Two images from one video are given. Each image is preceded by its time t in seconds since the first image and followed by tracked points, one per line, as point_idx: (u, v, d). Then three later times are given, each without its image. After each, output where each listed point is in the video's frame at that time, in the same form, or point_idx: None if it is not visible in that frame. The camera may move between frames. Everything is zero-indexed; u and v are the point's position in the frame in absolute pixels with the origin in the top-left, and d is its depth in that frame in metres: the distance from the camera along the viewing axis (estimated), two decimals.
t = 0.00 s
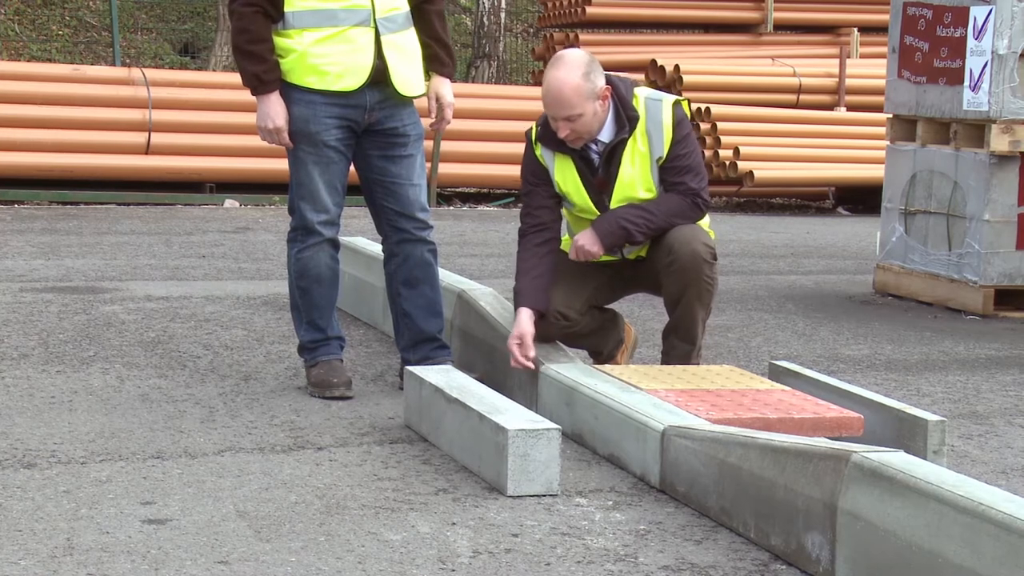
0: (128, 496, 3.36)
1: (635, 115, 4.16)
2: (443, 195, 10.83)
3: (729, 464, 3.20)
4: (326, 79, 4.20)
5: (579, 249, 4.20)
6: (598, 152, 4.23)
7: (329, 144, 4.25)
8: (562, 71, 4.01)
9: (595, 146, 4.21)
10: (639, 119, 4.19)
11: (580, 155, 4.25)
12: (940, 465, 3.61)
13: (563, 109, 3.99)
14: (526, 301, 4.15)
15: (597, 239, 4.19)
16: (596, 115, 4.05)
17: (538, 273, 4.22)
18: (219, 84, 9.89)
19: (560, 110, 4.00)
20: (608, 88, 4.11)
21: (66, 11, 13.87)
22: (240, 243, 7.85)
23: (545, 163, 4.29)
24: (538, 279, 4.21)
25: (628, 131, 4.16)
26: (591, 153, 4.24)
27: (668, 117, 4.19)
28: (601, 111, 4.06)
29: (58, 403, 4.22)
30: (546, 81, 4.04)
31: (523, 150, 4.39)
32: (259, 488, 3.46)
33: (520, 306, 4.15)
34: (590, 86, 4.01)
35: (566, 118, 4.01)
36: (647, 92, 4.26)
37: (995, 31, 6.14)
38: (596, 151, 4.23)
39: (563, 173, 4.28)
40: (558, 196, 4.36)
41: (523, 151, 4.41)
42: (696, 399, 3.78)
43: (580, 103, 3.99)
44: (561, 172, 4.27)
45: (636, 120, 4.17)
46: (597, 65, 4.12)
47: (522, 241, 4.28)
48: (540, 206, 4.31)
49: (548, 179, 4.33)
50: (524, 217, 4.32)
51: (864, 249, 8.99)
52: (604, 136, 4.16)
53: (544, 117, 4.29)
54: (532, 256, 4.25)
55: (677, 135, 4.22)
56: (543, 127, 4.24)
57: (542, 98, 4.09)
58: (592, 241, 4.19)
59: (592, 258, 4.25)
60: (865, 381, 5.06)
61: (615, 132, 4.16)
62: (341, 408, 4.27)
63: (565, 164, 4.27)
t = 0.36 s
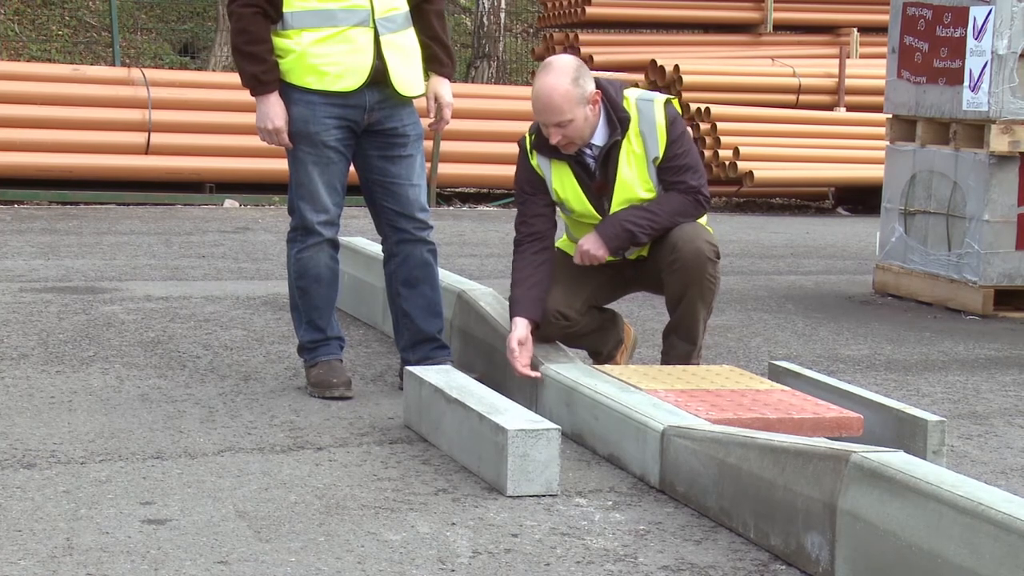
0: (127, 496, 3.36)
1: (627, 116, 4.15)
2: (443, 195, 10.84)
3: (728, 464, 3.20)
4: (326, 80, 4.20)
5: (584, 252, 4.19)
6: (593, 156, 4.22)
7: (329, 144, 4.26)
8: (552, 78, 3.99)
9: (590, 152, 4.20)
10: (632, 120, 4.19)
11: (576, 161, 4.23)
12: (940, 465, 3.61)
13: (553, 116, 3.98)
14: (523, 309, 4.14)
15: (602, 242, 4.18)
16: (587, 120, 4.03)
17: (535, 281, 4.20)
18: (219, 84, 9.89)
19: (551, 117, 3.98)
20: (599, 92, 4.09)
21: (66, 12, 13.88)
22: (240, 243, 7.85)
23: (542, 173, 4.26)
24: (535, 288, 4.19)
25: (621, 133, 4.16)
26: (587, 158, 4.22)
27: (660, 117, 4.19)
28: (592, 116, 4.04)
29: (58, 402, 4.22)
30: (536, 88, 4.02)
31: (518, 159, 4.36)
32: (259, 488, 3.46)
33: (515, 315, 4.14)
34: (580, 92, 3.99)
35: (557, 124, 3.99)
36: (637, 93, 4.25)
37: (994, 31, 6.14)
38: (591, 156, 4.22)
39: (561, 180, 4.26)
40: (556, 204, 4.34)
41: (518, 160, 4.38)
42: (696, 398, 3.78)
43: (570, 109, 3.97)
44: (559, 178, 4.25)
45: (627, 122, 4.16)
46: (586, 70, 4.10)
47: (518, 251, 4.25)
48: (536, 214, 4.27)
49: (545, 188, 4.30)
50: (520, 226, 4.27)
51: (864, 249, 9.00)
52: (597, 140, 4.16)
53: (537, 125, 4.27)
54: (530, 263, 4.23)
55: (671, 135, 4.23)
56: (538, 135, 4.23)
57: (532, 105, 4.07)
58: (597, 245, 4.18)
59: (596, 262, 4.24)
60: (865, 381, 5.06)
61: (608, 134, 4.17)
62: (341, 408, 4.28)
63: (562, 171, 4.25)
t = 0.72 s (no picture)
0: (127, 496, 3.36)
1: (622, 118, 4.16)
2: (443, 195, 10.83)
3: (728, 464, 3.20)
4: (325, 80, 4.20)
5: (581, 253, 4.18)
6: (590, 159, 4.21)
7: (328, 144, 4.26)
8: (548, 81, 3.99)
9: (586, 154, 4.19)
10: (627, 121, 4.19)
11: (572, 164, 4.23)
12: (939, 465, 3.61)
13: (549, 119, 3.97)
14: (522, 313, 4.13)
15: (598, 243, 4.18)
16: (583, 123, 4.03)
17: (534, 285, 4.20)
18: (219, 85, 9.89)
19: (547, 120, 3.98)
20: (594, 94, 4.09)
21: (66, 12, 13.88)
22: (240, 244, 7.85)
23: (539, 176, 4.26)
24: (536, 292, 4.19)
25: (617, 134, 4.16)
26: (583, 161, 4.22)
27: (655, 117, 4.21)
28: (588, 118, 4.04)
29: (58, 402, 4.22)
30: (531, 91, 4.02)
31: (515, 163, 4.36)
32: (259, 488, 3.46)
33: (516, 318, 4.13)
34: (576, 95, 3.99)
35: (553, 127, 3.99)
36: (632, 94, 4.26)
37: (994, 32, 6.14)
38: (587, 159, 4.21)
39: (557, 184, 4.26)
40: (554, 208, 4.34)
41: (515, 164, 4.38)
42: (695, 398, 3.78)
43: (566, 112, 3.97)
44: (555, 182, 4.26)
45: (622, 123, 4.18)
46: (581, 72, 4.10)
47: (517, 255, 4.24)
48: (535, 218, 4.26)
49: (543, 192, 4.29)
50: (520, 229, 4.26)
51: (863, 249, 9.00)
52: (593, 142, 4.15)
53: (533, 130, 4.27)
54: (529, 267, 4.22)
55: (666, 134, 4.23)
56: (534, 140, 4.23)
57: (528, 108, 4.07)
58: (593, 246, 4.18)
59: (594, 264, 4.24)
60: (865, 381, 5.06)
61: (603, 137, 4.16)
62: (341, 408, 4.28)
63: (558, 175, 4.26)
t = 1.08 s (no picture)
0: (127, 496, 3.36)
1: (621, 119, 4.16)
2: (443, 195, 10.83)
3: (728, 464, 3.20)
4: (325, 80, 4.21)
5: (579, 255, 4.19)
6: (589, 158, 4.20)
7: (328, 144, 4.26)
8: (548, 80, 3.98)
9: (585, 154, 4.19)
10: (626, 121, 4.19)
11: (571, 164, 4.23)
12: (940, 465, 3.61)
13: (549, 118, 3.98)
14: (522, 315, 4.13)
15: (596, 244, 4.19)
16: (583, 123, 4.03)
17: (534, 286, 4.20)
18: (218, 85, 9.88)
19: (547, 119, 3.98)
20: (594, 94, 4.10)
21: (66, 12, 13.88)
22: (240, 244, 7.85)
23: (538, 176, 4.26)
24: (535, 293, 4.19)
25: (617, 135, 4.16)
26: (582, 161, 4.22)
27: (654, 117, 4.21)
28: (588, 118, 4.04)
29: (58, 402, 4.23)
30: (531, 91, 4.02)
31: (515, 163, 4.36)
32: (258, 488, 3.46)
33: (515, 321, 4.13)
34: (576, 94, 3.98)
35: (552, 127, 3.99)
36: (631, 94, 4.27)
37: (994, 32, 6.14)
38: (587, 158, 4.21)
39: (557, 184, 4.26)
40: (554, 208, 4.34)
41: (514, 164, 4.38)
42: (695, 399, 3.78)
43: (566, 111, 3.97)
44: (555, 182, 4.26)
45: (621, 124, 4.17)
46: (582, 72, 4.10)
47: (516, 256, 4.25)
48: (535, 218, 4.26)
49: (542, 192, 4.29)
50: (519, 230, 4.27)
51: (863, 249, 9.00)
52: (593, 142, 4.15)
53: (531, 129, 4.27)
54: (529, 268, 4.23)
55: (665, 134, 4.23)
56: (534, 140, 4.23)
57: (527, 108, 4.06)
58: (591, 247, 4.19)
59: (592, 264, 4.24)
60: (865, 381, 5.06)
61: (602, 137, 4.15)
62: (341, 408, 4.28)
63: (558, 176, 4.25)
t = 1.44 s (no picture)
0: (127, 496, 3.36)
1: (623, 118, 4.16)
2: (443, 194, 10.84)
3: (728, 464, 3.20)
4: (325, 81, 4.20)
5: (578, 255, 4.19)
6: (591, 158, 4.20)
7: (328, 144, 4.26)
8: (550, 79, 3.98)
9: (588, 153, 4.19)
10: (627, 121, 4.19)
11: (573, 163, 4.23)
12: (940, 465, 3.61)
13: (551, 117, 3.97)
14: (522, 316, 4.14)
15: (596, 245, 4.19)
16: (585, 121, 4.03)
17: (534, 287, 4.20)
18: (218, 85, 9.88)
19: (549, 119, 3.98)
20: (595, 94, 4.10)
21: (66, 12, 13.88)
22: (240, 244, 7.86)
23: (540, 175, 4.26)
24: (536, 294, 4.19)
25: (619, 134, 4.16)
26: (584, 160, 4.22)
27: (655, 117, 4.20)
28: (590, 117, 4.04)
29: (58, 402, 4.23)
30: (533, 90, 4.01)
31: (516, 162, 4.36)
32: (258, 488, 3.46)
33: (515, 322, 4.13)
34: (578, 93, 3.98)
35: (555, 125, 3.99)
36: (632, 94, 4.26)
37: (994, 32, 6.14)
38: (589, 158, 4.21)
39: (558, 183, 4.26)
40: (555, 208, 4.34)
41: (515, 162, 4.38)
42: (695, 399, 3.78)
43: (569, 110, 3.97)
44: (557, 181, 4.26)
45: (623, 123, 4.17)
46: (583, 70, 4.10)
47: (516, 255, 4.24)
48: (535, 218, 4.26)
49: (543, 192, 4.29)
50: (519, 230, 4.27)
51: (862, 249, 9.00)
52: (595, 141, 4.15)
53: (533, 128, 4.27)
54: (529, 269, 4.23)
55: (666, 134, 4.22)
56: (535, 139, 4.22)
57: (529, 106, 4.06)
58: (591, 248, 4.19)
59: (593, 264, 4.25)
60: (864, 381, 5.06)
61: (605, 136, 4.15)
62: (341, 408, 4.28)
63: (559, 175, 4.25)
